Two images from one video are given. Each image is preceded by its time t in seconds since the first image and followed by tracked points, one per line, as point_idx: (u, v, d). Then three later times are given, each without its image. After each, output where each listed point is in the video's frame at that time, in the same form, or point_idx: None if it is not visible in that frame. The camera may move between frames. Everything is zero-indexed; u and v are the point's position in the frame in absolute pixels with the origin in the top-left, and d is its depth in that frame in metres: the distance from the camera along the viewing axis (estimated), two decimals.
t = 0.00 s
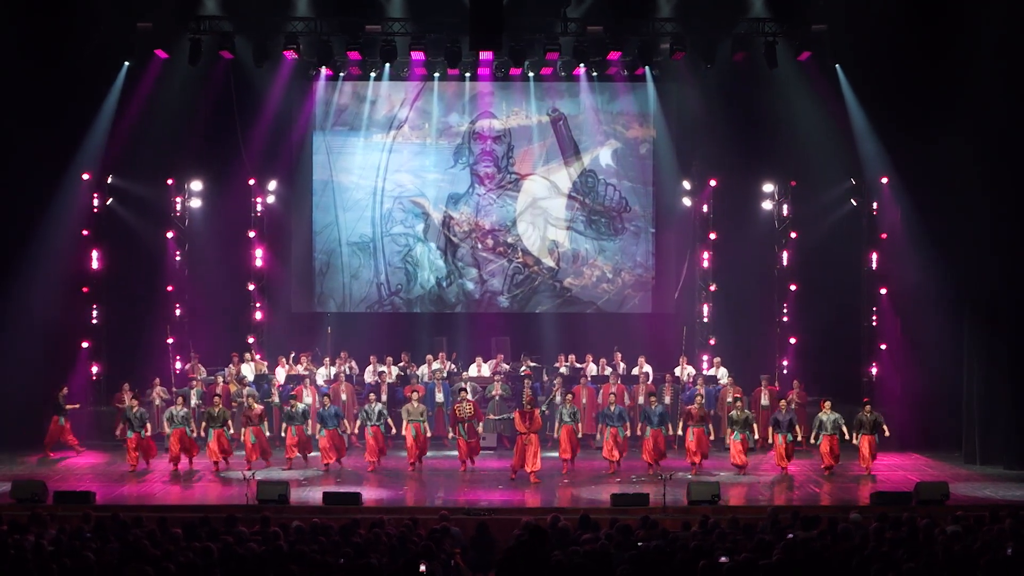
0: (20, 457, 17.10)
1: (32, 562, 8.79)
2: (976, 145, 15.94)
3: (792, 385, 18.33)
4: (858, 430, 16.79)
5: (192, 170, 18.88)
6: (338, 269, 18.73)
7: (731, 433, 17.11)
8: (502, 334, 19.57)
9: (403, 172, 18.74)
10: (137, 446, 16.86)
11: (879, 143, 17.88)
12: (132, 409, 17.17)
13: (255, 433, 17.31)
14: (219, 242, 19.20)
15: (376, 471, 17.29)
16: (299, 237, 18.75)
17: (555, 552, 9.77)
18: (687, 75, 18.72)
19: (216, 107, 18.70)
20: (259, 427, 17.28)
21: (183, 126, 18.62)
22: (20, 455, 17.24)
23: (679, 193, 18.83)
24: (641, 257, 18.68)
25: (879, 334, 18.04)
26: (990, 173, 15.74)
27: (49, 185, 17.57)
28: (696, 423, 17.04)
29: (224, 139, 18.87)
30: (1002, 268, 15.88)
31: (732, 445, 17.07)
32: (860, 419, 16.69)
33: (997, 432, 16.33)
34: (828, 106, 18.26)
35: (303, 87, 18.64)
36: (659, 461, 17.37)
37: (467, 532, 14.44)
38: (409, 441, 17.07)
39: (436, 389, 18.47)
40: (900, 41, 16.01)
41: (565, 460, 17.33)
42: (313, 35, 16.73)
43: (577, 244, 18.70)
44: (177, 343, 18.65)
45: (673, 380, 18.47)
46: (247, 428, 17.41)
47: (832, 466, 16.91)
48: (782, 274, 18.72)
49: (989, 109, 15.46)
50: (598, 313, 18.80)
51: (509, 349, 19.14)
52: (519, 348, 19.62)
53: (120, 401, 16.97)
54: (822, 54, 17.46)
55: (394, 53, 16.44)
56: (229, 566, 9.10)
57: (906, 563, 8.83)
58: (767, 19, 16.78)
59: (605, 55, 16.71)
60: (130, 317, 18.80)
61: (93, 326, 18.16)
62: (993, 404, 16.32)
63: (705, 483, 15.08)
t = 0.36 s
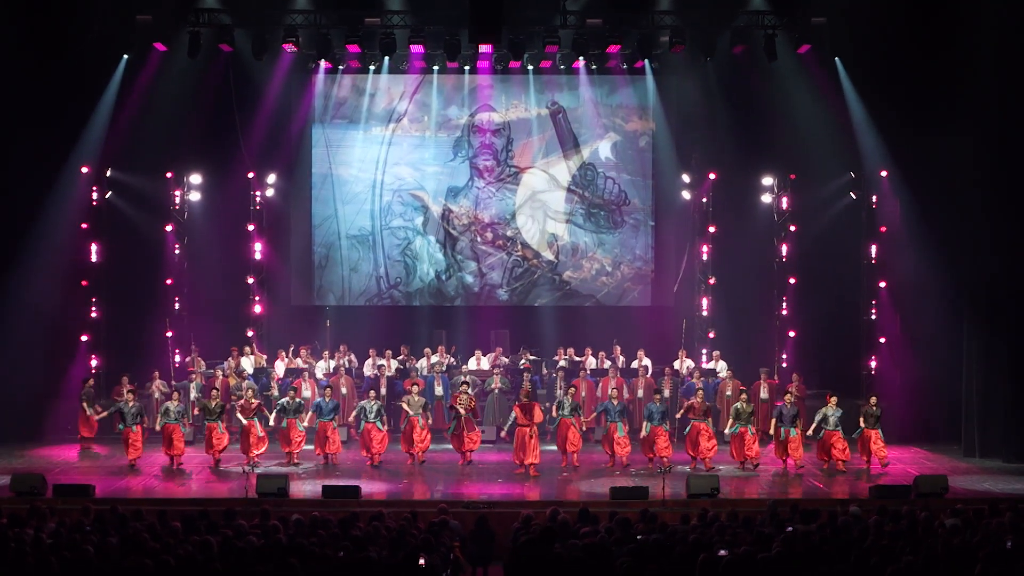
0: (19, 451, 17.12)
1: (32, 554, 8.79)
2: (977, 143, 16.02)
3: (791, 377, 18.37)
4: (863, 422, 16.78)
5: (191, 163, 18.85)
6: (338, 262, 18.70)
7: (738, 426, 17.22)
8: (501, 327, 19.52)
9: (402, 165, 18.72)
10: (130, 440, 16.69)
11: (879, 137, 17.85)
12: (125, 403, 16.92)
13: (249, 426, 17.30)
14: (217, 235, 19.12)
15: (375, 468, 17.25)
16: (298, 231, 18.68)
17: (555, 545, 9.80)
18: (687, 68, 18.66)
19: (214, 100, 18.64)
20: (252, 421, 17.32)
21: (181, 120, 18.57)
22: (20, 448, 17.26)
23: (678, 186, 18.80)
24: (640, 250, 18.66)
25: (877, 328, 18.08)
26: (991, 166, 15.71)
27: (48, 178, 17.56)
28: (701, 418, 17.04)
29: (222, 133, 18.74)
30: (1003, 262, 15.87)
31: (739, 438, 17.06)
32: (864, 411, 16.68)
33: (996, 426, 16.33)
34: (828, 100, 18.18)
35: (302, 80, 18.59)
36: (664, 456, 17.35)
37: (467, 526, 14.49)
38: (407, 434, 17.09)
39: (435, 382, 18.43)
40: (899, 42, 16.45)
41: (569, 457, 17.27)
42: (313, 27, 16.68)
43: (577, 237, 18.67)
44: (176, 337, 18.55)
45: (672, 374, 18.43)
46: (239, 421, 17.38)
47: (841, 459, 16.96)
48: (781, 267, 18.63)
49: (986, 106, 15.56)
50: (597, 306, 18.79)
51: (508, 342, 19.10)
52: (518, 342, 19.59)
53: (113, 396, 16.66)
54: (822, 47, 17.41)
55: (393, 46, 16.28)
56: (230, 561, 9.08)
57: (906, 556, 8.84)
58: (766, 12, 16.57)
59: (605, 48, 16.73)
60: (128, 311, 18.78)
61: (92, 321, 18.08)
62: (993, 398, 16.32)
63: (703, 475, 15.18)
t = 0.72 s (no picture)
0: (16, 437, 17.02)
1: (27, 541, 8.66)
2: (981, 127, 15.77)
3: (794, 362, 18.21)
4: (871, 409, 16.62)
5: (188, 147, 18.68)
6: (337, 247, 18.53)
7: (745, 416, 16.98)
8: (501, 313, 19.38)
9: (401, 149, 18.56)
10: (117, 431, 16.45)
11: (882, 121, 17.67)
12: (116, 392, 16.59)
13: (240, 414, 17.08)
14: (216, 220, 19.04)
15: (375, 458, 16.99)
16: (297, 215, 18.55)
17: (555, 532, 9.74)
18: (688, 51, 18.47)
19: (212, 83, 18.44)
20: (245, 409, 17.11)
21: (178, 103, 18.37)
22: (16, 434, 17.16)
23: (679, 170, 18.64)
24: (642, 235, 18.48)
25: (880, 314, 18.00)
26: (996, 152, 15.54)
27: (44, 163, 17.34)
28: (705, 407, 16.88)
29: (220, 116, 18.60)
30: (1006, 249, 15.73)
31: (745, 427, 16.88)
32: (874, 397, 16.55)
33: (1000, 413, 16.22)
34: (831, 84, 17.96)
35: (300, 63, 18.42)
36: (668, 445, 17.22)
37: (467, 512, 14.40)
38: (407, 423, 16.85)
39: (435, 367, 18.29)
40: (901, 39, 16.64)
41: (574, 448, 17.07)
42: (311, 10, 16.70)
43: (578, 222, 18.51)
44: (173, 321, 18.47)
45: (674, 359, 18.29)
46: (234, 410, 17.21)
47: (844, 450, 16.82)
48: (784, 252, 18.47)
49: (990, 93, 15.38)
50: (598, 292, 18.62)
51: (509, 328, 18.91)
52: (519, 327, 19.46)
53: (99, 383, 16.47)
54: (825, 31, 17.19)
55: (393, 28, 16.15)
56: (229, 545, 8.99)
57: (910, 542, 8.78)
58: None
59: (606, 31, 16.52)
60: (125, 296, 18.64)
61: (89, 308, 17.91)
62: (997, 385, 16.20)
63: (704, 462, 15.13)
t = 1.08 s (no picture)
0: None
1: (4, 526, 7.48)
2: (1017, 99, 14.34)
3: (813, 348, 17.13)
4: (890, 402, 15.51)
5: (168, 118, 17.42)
6: (326, 225, 17.43)
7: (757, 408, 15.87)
8: (500, 295, 18.22)
9: (395, 121, 17.42)
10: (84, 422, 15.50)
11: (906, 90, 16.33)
12: (77, 380, 15.55)
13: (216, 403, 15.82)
14: (197, 196, 17.88)
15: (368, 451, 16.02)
16: (283, 191, 17.38)
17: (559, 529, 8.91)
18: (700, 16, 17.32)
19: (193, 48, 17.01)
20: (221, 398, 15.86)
21: (156, 71, 17.02)
22: None
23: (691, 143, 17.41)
24: (651, 213, 17.36)
25: (903, 296, 16.88)
26: None
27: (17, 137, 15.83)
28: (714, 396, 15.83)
29: (202, 83, 17.33)
30: None
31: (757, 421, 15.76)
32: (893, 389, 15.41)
33: None
34: (854, 57, 16.61)
35: (286, 30, 17.23)
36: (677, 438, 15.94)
37: (464, 507, 13.29)
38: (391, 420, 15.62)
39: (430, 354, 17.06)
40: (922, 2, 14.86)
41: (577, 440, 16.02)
42: None
43: (582, 198, 17.41)
44: (151, 303, 17.38)
45: (685, 345, 17.21)
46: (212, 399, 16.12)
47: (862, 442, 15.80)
48: (802, 231, 17.32)
49: None
50: (604, 273, 17.52)
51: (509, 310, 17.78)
52: (519, 310, 18.30)
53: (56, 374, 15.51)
54: None
55: None
56: (205, 539, 7.61)
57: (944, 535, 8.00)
58: None
59: None
60: (101, 277, 17.49)
61: (62, 291, 16.87)
62: None
63: (718, 455, 14.12)
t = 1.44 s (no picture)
0: None
1: None
2: None
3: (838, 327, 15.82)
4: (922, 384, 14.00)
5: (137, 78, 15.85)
6: (310, 195, 16.10)
7: (777, 391, 14.56)
8: (498, 271, 16.83)
9: (385, 82, 16.03)
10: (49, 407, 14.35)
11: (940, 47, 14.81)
12: (40, 360, 14.30)
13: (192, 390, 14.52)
14: (172, 164, 16.38)
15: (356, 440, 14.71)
16: (266, 157, 16.08)
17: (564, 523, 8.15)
18: None
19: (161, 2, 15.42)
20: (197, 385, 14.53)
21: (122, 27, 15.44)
22: None
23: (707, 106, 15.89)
24: (662, 181, 16.05)
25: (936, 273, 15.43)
26: None
27: None
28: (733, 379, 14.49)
29: (174, 41, 15.64)
30: None
31: (777, 405, 14.48)
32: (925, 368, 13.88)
33: None
34: (887, 16, 15.03)
35: None
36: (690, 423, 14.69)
37: (460, 500, 12.09)
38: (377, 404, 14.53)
39: (423, 333, 15.79)
40: None
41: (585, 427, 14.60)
42: None
43: (588, 165, 16.04)
44: (122, 280, 16.02)
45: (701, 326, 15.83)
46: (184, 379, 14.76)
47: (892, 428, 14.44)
48: (826, 201, 15.87)
49: None
50: (611, 247, 16.23)
51: (508, 288, 16.36)
52: (519, 287, 16.94)
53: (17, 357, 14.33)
54: None
55: None
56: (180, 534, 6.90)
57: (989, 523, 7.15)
58: None
59: None
60: (67, 251, 16.10)
61: (28, 263, 15.43)
62: None
63: (736, 443, 12.87)
